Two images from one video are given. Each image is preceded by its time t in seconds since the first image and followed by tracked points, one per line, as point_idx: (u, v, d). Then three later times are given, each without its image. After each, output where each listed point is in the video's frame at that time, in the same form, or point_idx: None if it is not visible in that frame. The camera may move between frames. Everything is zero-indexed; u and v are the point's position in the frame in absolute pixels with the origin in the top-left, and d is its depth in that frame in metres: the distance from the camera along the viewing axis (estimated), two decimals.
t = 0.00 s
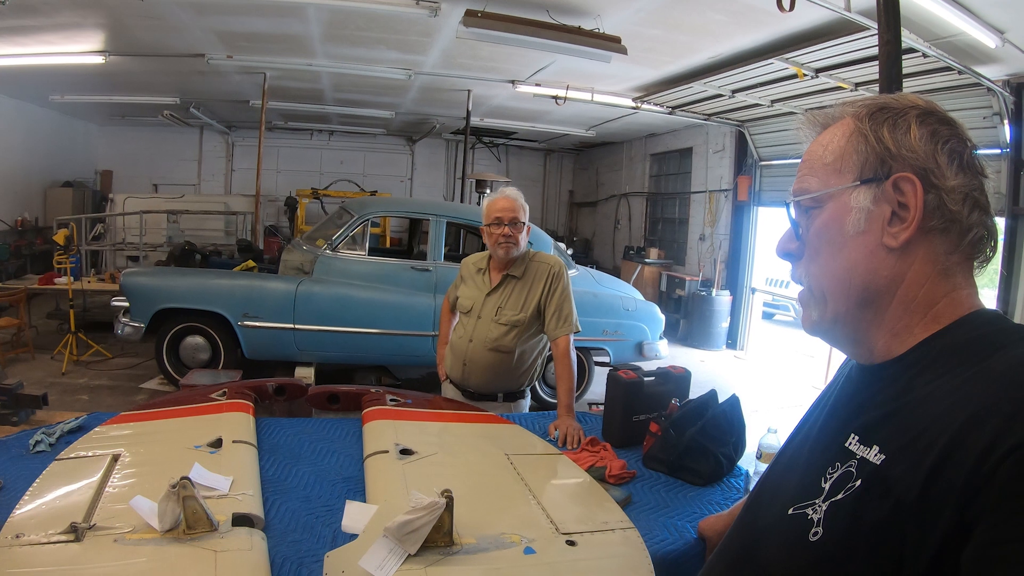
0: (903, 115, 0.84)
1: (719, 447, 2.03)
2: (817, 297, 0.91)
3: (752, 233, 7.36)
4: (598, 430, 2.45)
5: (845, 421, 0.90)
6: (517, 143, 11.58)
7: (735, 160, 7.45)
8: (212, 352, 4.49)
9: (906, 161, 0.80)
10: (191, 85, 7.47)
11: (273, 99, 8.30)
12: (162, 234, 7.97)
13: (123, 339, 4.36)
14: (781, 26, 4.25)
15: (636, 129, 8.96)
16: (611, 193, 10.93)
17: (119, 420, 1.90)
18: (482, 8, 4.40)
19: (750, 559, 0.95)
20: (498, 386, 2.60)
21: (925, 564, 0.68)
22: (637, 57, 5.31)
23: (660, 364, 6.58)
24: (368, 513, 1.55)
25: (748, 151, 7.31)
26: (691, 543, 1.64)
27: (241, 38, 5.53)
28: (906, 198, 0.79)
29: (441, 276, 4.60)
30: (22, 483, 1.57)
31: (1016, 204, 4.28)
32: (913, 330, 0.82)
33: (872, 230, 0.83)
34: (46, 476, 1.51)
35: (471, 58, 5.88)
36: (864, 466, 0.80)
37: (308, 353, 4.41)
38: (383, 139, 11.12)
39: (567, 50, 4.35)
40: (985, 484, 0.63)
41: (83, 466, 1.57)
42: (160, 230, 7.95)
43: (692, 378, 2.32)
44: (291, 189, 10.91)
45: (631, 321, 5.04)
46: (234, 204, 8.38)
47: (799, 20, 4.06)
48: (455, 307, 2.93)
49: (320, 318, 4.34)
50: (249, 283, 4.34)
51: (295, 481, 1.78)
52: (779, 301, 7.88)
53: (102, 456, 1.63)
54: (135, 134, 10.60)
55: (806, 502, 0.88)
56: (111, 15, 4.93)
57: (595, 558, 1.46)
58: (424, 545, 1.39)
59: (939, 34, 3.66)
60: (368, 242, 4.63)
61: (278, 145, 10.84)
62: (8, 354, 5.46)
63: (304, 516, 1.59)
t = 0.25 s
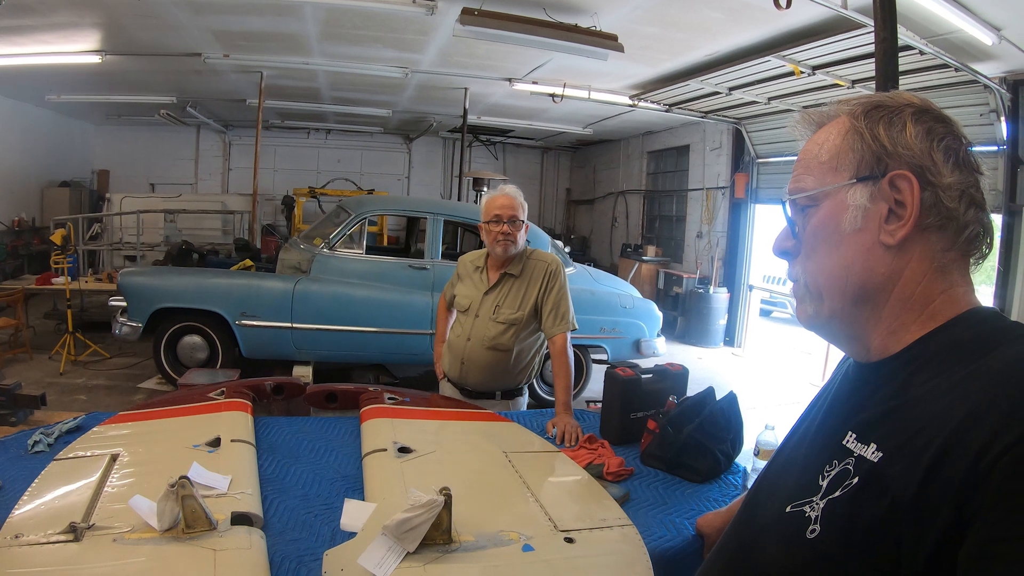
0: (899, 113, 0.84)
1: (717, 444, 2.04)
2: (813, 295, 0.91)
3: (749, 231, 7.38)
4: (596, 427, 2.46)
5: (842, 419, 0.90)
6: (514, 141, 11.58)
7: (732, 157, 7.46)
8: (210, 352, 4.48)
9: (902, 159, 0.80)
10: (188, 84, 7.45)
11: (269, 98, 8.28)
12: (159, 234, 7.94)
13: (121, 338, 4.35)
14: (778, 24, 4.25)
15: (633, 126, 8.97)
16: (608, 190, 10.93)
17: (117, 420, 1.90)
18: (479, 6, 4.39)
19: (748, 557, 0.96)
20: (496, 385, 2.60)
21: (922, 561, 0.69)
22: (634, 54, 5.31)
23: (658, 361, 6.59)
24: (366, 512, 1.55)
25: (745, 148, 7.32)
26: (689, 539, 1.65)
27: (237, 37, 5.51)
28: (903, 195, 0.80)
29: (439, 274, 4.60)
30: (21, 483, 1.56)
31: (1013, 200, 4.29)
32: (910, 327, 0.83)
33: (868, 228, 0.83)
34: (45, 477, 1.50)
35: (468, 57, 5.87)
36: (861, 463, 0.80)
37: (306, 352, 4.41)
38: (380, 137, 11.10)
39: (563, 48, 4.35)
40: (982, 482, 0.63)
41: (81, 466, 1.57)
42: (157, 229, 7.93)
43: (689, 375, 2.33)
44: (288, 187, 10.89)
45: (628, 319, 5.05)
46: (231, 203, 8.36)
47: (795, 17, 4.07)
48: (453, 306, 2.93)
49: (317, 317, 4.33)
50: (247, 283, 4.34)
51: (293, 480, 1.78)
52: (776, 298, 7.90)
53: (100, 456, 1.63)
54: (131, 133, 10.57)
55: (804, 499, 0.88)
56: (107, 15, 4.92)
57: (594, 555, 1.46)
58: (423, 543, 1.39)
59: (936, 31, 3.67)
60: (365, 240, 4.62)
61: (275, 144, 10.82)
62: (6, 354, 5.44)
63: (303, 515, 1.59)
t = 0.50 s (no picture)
0: (894, 112, 0.85)
1: (716, 443, 2.05)
2: (810, 293, 0.91)
3: (748, 230, 7.39)
4: (594, 426, 2.46)
5: (840, 417, 0.90)
6: (513, 141, 11.58)
7: (731, 156, 7.46)
8: (209, 351, 4.48)
9: (898, 157, 0.81)
10: (186, 83, 7.44)
11: (268, 97, 8.28)
12: (158, 233, 7.94)
13: (120, 338, 4.35)
14: (777, 23, 4.25)
15: (632, 125, 8.97)
16: (607, 189, 10.94)
17: (116, 419, 1.90)
18: (477, 5, 4.39)
19: (747, 556, 0.96)
20: (494, 384, 2.60)
21: (921, 560, 0.69)
22: (632, 53, 5.32)
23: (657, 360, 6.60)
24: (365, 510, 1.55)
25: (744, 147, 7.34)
26: (688, 537, 1.65)
27: (236, 36, 5.51)
28: (899, 193, 0.80)
29: (438, 273, 4.60)
30: (20, 482, 1.56)
31: (1011, 199, 4.30)
32: (907, 324, 0.83)
33: (864, 226, 0.84)
34: (43, 476, 1.50)
35: (466, 56, 5.87)
36: (859, 462, 0.81)
37: (305, 351, 4.41)
38: (379, 137, 11.10)
39: (562, 47, 4.35)
40: (980, 480, 0.64)
41: (80, 465, 1.57)
42: (156, 228, 7.92)
43: (688, 374, 2.33)
44: (287, 187, 10.88)
45: (627, 318, 5.06)
46: (230, 202, 8.36)
47: (794, 16, 4.07)
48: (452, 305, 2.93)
49: (316, 316, 4.33)
50: (245, 282, 4.34)
51: (292, 480, 1.78)
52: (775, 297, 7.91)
53: (99, 455, 1.63)
54: (130, 132, 10.55)
55: (803, 498, 0.88)
56: (105, 14, 4.91)
57: (593, 553, 1.47)
58: (422, 541, 1.40)
59: (935, 31, 3.68)
60: (364, 239, 4.62)
61: (274, 143, 10.81)
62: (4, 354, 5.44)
63: (302, 513, 1.59)
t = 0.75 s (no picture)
0: (899, 112, 0.85)
1: (714, 443, 2.05)
2: (812, 291, 0.90)
3: (747, 229, 7.39)
4: (593, 426, 2.47)
5: (837, 417, 0.91)
6: (512, 141, 11.59)
7: (731, 156, 7.47)
8: (208, 351, 4.48)
9: (906, 157, 0.81)
10: (186, 83, 7.43)
11: (268, 97, 8.27)
12: (157, 233, 7.93)
13: (119, 338, 4.35)
14: (776, 23, 4.26)
15: (631, 125, 8.98)
16: (606, 189, 10.95)
17: (115, 419, 1.90)
18: (477, 5, 4.40)
19: (744, 556, 0.96)
20: (493, 383, 2.61)
21: (916, 561, 0.70)
22: (631, 54, 5.32)
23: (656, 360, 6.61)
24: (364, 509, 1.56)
25: (743, 147, 7.35)
26: (686, 537, 1.66)
27: (235, 36, 5.51)
28: (907, 192, 0.80)
29: (437, 273, 4.61)
30: (20, 482, 1.57)
31: (1010, 199, 4.31)
32: (907, 324, 0.84)
33: (872, 224, 0.83)
34: (42, 476, 1.51)
35: (465, 56, 5.88)
36: (856, 463, 0.81)
37: (305, 351, 4.41)
38: (378, 137, 11.10)
39: (561, 47, 4.35)
40: (975, 480, 0.64)
41: (79, 465, 1.57)
42: (156, 229, 7.91)
43: (686, 373, 2.34)
44: (286, 187, 10.88)
45: (626, 318, 5.06)
46: (229, 203, 8.36)
47: (793, 16, 4.08)
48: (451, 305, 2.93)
49: (315, 316, 4.34)
50: (245, 282, 4.34)
51: (292, 480, 1.78)
52: (774, 296, 7.92)
53: (99, 455, 1.64)
54: (129, 132, 10.55)
55: (799, 499, 0.89)
56: (104, 14, 4.91)
57: (591, 553, 1.47)
58: (420, 541, 1.40)
59: (934, 31, 3.68)
60: (363, 239, 4.62)
61: (273, 143, 10.81)
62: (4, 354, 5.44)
63: (301, 513, 1.60)
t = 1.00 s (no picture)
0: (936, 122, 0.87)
1: (714, 445, 2.05)
2: (864, 289, 0.84)
3: (747, 231, 7.39)
4: (593, 428, 2.47)
5: (838, 416, 0.91)
6: (512, 143, 11.60)
7: (730, 158, 7.48)
8: (208, 353, 4.48)
9: (954, 168, 0.83)
10: (185, 86, 7.44)
11: (267, 100, 8.28)
12: (157, 236, 7.93)
13: (119, 340, 4.35)
14: (775, 25, 4.27)
15: (631, 127, 8.99)
16: (606, 191, 10.96)
17: (116, 421, 1.91)
18: (476, 8, 4.41)
19: (743, 554, 0.96)
20: (493, 386, 2.61)
21: (917, 558, 0.69)
22: (631, 56, 5.34)
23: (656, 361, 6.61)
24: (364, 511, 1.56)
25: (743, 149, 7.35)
26: (686, 539, 1.66)
27: (235, 39, 5.52)
28: (957, 202, 0.82)
29: (437, 276, 4.61)
30: (21, 484, 1.57)
31: (1010, 201, 4.31)
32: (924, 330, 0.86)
33: (930, 228, 0.82)
34: (44, 478, 1.51)
35: (465, 58, 5.89)
36: (857, 461, 0.81)
37: (305, 353, 4.41)
38: (378, 139, 11.11)
39: (561, 50, 4.36)
40: (973, 475, 0.64)
41: (80, 467, 1.57)
42: (156, 231, 7.91)
43: (686, 376, 2.34)
44: (286, 189, 10.89)
45: (626, 320, 5.06)
46: (229, 205, 8.36)
47: (791, 18, 4.09)
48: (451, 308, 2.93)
49: (315, 319, 4.34)
50: (245, 284, 4.34)
51: (292, 481, 1.78)
52: (774, 298, 7.92)
53: (100, 457, 1.64)
54: (129, 135, 10.56)
55: (800, 497, 0.89)
56: (104, 17, 4.92)
57: (591, 554, 1.47)
58: (420, 542, 1.40)
59: (933, 32, 3.69)
60: (363, 242, 4.62)
61: (273, 145, 10.82)
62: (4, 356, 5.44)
63: (301, 515, 1.60)
